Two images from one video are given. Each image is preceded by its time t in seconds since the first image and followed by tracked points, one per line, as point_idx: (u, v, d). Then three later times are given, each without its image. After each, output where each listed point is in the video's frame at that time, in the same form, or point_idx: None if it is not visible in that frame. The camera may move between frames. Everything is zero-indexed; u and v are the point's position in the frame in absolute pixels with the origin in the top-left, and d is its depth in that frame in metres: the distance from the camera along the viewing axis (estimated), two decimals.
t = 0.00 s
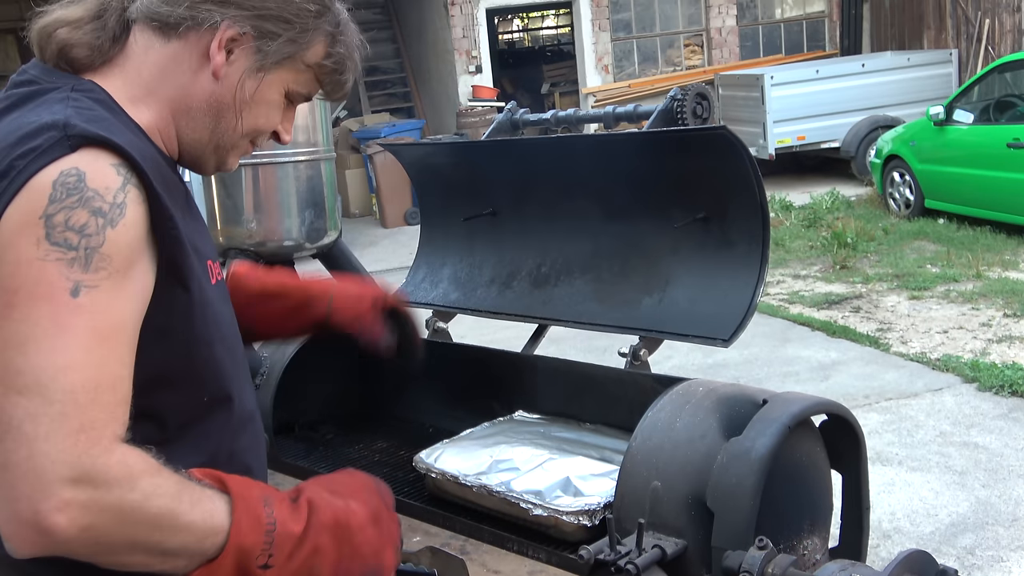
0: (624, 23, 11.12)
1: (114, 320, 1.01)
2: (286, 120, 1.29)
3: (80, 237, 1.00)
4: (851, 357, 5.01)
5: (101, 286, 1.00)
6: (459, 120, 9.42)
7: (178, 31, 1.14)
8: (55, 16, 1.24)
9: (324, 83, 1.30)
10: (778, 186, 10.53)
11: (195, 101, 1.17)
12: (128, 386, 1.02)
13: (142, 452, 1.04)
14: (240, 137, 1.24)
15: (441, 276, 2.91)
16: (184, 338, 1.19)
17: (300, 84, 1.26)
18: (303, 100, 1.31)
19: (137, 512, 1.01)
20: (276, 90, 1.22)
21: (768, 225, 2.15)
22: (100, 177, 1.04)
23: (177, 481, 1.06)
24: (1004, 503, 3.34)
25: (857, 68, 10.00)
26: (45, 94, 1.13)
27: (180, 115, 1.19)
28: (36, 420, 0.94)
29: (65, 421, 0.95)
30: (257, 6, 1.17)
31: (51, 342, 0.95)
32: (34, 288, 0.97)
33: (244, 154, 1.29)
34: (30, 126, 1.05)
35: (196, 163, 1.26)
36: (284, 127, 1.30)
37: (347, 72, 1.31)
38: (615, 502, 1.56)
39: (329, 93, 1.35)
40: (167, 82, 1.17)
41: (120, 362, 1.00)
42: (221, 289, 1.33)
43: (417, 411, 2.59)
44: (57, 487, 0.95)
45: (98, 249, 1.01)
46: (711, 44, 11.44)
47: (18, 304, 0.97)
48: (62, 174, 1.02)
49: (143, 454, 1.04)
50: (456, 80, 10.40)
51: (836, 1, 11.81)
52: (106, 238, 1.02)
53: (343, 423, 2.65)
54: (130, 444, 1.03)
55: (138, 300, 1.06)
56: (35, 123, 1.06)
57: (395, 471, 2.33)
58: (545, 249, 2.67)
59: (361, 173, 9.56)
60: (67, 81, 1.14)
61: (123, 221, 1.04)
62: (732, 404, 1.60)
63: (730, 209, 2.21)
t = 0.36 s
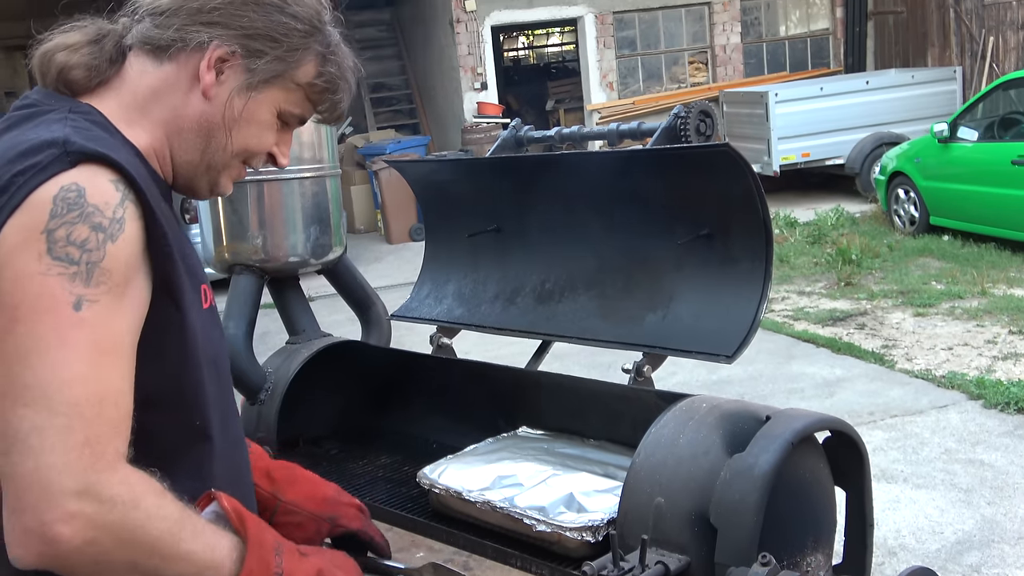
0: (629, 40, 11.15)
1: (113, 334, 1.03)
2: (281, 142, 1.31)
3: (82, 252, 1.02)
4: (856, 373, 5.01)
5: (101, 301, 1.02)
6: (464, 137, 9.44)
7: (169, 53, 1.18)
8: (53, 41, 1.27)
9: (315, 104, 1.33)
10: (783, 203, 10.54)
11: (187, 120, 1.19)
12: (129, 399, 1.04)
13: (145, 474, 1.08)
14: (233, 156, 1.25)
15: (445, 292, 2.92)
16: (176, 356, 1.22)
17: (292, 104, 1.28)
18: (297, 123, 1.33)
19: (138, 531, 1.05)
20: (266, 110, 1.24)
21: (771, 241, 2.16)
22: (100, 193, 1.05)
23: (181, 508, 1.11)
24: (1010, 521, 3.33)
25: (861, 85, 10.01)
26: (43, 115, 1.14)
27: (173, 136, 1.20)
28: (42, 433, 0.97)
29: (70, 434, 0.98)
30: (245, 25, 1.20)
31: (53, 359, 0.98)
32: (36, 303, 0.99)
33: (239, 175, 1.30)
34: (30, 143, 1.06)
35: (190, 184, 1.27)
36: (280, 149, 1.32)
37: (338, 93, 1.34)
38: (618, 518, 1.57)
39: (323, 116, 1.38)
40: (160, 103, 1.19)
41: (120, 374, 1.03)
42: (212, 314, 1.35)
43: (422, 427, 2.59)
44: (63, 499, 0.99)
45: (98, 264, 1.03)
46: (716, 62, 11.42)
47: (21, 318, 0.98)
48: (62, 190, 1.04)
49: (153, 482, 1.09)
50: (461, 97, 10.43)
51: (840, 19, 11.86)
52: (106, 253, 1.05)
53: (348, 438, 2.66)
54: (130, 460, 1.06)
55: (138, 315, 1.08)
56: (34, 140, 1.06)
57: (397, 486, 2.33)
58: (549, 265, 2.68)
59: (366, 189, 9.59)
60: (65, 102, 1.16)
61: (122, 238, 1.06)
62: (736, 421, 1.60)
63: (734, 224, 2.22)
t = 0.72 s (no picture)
0: (634, 49, 11.16)
1: (108, 362, 1.03)
2: (280, 146, 1.32)
3: (72, 282, 1.02)
4: (859, 384, 5.00)
5: (94, 331, 1.03)
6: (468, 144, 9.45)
7: (165, 62, 1.18)
8: (41, 51, 1.27)
9: (313, 105, 1.34)
10: (787, 213, 10.54)
11: (185, 131, 1.20)
12: (129, 424, 1.05)
13: (148, 499, 1.09)
14: (234, 164, 1.26)
15: (448, 299, 2.92)
16: (167, 381, 1.22)
17: (291, 108, 1.29)
18: (295, 125, 1.34)
19: (141, 559, 1.06)
20: (266, 115, 1.25)
21: (777, 251, 2.17)
22: (86, 218, 1.05)
23: (187, 528, 1.12)
24: (1013, 534, 3.32)
25: (866, 95, 10.02)
26: (31, 129, 1.14)
27: (172, 146, 1.21)
28: (46, 468, 0.99)
29: (72, 467, 0.99)
30: (242, 33, 1.20)
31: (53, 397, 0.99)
32: (31, 336, 0.99)
33: (240, 182, 1.30)
34: (17, 158, 1.05)
35: (191, 193, 1.27)
36: (278, 152, 1.33)
37: (336, 94, 1.35)
38: (621, 528, 1.57)
39: (319, 116, 1.39)
40: (155, 114, 1.20)
41: (120, 401, 1.04)
42: (202, 331, 1.34)
43: (426, 435, 2.58)
44: (68, 531, 1.00)
45: (89, 293, 1.03)
46: (720, 71, 11.45)
47: (17, 352, 0.98)
48: (48, 215, 1.03)
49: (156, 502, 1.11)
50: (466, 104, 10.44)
51: (844, 29, 11.87)
52: (96, 281, 1.05)
53: (350, 444, 2.66)
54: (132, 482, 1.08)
55: (129, 340, 1.09)
56: (19, 158, 1.05)
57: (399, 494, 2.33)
58: (553, 273, 2.68)
59: (370, 195, 9.61)
60: (58, 115, 1.16)
61: (110, 262, 1.06)
62: (740, 432, 1.61)
63: (740, 234, 2.23)
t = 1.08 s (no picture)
0: (638, 56, 11.16)
1: (119, 372, 1.03)
2: (293, 157, 1.33)
3: (88, 289, 1.03)
4: (864, 391, 4.99)
5: (107, 338, 1.03)
6: (472, 150, 9.44)
7: (184, 72, 1.19)
8: (59, 59, 1.28)
9: (327, 116, 1.35)
10: (791, 219, 10.53)
11: (203, 140, 1.20)
12: (137, 433, 1.05)
13: (149, 505, 1.08)
14: (251, 175, 1.26)
15: (454, 305, 2.92)
16: (176, 390, 1.22)
17: (307, 118, 1.31)
18: (310, 135, 1.35)
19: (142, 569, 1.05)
20: (282, 126, 1.26)
21: (783, 258, 2.17)
22: (107, 226, 1.05)
23: (188, 536, 1.11)
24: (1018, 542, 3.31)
25: (870, 102, 10.01)
26: (49, 135, 1.14)
27: (187, 155, 1.21)
28: (49, 474, 0.98)
29: (76, 474, 0.99)
30: (263, 44, 1.21)
31: (62, 402, 0.98)
32: (43, 341, 0.99)
33: (256, 192, 1.31)
34: (45, 163, 1.06)
35: (208, 202, 1.28)
36: (292, 163, 1.33)
37: (350, 105, 1.36)
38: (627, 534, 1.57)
39: (332, 127, 1.39)
40: (173, 123, 1.20)
41: (129, 410, 1.04)
42: (213, 343, 1.35)
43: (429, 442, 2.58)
44: (69, 539, 0.99)
45: (105, 301, 1.04)
46: (724, 78, 11.45)
47: (28, 358, 0.98)
48: (68, 223, 1.03)
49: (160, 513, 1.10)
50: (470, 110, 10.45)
51: (849, 36, 11.88)
52: (113, 288, 1.05)
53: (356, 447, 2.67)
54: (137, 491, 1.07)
55: (141, 349, 1.09)
56: (39, 166, 1.06)
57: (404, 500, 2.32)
58: (558, 280, 2.69)
59: (374, 201, 9.61)
60: (74, 122, 1.16)
61: (127, 273, 1.07)
62: (747, 438, 1.61)
63: (746, 241, 2.23)
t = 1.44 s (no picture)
0: (644, 63, 11.16)
1: (143, 380, 1.04)
2: (303, 156, 1.34)
3: (108, 300, 1.03)
4: (868, 401, 4.98)
5: (131, 349, 1.04)
6: (477, 156, 9.45)
7: (194, 73, 1.19)
8: (65, 62, 1.28)
9: (337, 115, 1.36)
10: (795, 228, 10.52)
11: (213, 141, 1.20)
12: (167, 442, 1.06)
13: (187, 515, 1.09)
14: (260, 176, 1.27)
15: (458, 311, 2.92)
16: (192, 396, 1.22)
17: (317, 118, 1.32)
18: (318, 135, 1.36)
19: None
20: (293, 126, 1.27)
21: (789, 266, 2.17)
22: (124, 236, 1.06)
23: (230, 544, 1.13)
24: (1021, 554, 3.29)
25: (875, 111, 10.01)
26: (58, 141, 1.14)
27: (197, 157, 1.22)
28: (85, 490, 0.99)
29: (111, 488, 1.00)
30: (273, 43, 1.22)
31: (92, 416, 0.99)
32: (68, 356, 1.00)
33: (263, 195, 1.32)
34: (60, 169, 1.06)
35: (214, 203, 1.29)
36: (301, 162, 1.34)
37: (358, 104, 1.37)
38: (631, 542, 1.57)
39: (340, 126, 1.40)
40: (182, 125, 1.21)
41: (157, 420, 1.05)
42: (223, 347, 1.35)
43: (434, 447, 2.58)
44: (110, 552, 1.00)
45: (125, 311, 1.04)
46: (730, 86, 11.45)
47: (54, 373, 0.99)
48: (85, 232, 1.03)
49: (200, 522, 1.11)
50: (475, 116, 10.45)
51: (854, 45, 11.89)
52: (133, 298, 1.06)
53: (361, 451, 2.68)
54: (173, 500, 1.08)
55: (162, 356, 1.10)
56: (52, 173, 1.06)
57: (406, 505, 2.32)
58: (563, 287, 2.69)
59: (379, 206, 9.63)
60: (85, 126, 1.17)
61: (146, 280, 1.07)
62: (751, 446, 1.61)
63: (752, 250, 2.23)
